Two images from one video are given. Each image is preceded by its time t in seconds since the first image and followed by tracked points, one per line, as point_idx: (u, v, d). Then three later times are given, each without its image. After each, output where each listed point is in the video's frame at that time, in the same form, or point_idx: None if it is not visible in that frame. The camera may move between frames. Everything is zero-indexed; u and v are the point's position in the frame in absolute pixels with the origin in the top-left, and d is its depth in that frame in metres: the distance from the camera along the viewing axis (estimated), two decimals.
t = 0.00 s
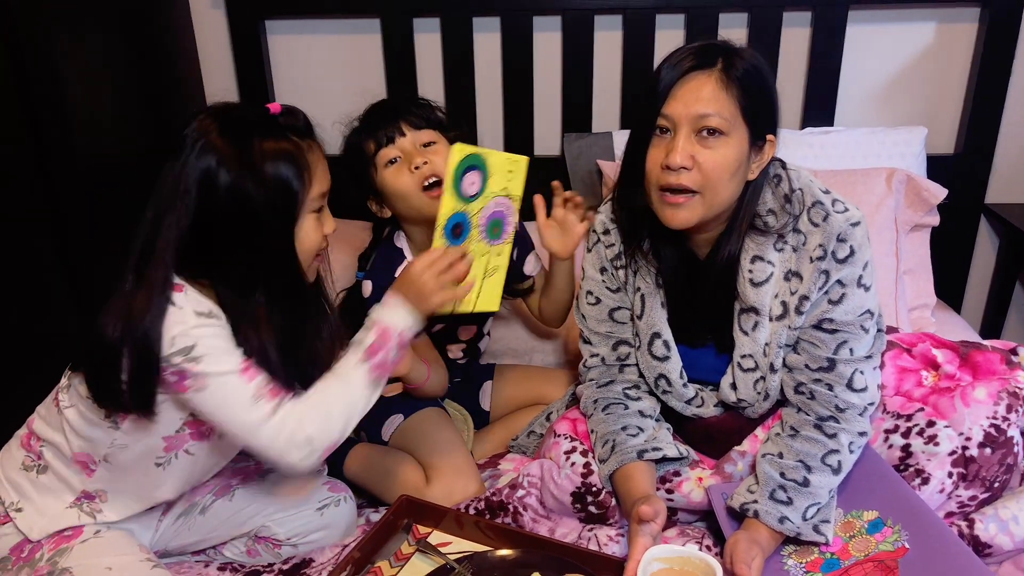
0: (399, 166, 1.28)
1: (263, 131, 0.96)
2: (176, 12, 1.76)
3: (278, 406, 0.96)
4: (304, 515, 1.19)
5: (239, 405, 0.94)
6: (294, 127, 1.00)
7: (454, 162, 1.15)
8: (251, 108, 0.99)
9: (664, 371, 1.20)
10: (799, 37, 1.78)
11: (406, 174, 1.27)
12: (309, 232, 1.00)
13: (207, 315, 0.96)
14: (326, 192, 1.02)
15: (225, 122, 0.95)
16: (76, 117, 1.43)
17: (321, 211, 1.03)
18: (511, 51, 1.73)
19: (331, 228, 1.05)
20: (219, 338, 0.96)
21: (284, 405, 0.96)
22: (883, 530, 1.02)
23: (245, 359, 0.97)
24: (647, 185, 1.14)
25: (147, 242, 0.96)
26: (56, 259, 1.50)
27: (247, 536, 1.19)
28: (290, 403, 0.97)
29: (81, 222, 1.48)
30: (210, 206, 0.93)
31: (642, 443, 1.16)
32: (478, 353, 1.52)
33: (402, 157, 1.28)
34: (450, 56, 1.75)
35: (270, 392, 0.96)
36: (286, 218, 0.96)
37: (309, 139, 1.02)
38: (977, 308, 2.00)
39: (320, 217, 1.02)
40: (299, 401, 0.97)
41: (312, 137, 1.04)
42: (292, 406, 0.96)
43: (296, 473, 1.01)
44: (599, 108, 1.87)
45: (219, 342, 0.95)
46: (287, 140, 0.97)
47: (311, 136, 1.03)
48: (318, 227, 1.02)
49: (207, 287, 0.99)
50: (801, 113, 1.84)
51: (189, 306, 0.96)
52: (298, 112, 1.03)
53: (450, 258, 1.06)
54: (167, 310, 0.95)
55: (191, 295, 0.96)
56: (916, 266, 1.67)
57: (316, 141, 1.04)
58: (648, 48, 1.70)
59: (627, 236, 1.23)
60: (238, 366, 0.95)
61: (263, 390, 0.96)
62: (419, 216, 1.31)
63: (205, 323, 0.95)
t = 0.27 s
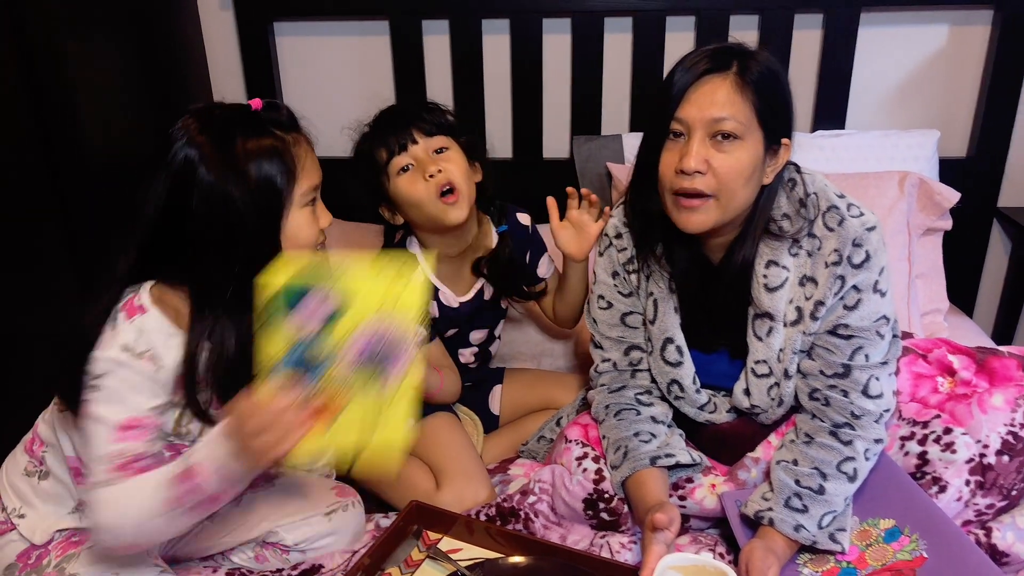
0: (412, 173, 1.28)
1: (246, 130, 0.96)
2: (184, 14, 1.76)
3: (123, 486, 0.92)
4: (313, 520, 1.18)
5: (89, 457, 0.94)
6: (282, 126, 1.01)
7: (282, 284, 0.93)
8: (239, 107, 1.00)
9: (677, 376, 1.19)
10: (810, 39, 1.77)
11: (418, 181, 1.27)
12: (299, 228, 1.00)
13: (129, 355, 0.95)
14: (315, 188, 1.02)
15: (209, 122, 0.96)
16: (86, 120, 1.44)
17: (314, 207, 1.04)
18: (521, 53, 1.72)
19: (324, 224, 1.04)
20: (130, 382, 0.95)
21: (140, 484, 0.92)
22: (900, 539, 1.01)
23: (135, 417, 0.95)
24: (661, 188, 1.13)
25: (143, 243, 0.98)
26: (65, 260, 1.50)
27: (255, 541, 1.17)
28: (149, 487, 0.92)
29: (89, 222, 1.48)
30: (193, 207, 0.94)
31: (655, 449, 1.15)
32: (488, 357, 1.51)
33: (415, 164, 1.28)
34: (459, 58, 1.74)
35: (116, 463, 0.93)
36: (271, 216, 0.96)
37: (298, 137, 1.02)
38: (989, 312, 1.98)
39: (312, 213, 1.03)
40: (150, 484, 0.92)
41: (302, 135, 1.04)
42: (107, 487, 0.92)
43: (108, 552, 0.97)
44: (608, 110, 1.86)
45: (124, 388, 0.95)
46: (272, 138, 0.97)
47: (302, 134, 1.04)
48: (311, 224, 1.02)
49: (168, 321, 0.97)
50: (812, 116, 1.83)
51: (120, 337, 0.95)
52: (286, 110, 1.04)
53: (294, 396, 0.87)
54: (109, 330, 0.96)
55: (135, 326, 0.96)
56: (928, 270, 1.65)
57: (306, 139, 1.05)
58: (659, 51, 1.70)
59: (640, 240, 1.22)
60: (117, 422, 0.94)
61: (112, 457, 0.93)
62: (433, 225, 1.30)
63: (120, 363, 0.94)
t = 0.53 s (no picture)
0: (423, 176, 1.27)
1: (239, 133, 0.93)
2: (192, 15, 1.75)
3: (46, 507, 0.95)
4: (320, 526, 1.16)
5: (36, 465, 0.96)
6: (283, 130, 0.97)
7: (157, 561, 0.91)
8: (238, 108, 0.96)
9: (690, 381, 1.18)
10: (822, 40, 1.75)
11: (431, 185, 1.26)
12: (289, 242, 0.96)
13: (88, 378, 0.94)
14: (310, 201, 0.98)
15: (207, 123, 0.93)
16: (94, 120, 1.43)
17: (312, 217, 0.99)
18: (530, 55, 1.71)
19: (319, 241, 1.00)
20: (85, 405, 0.94)
21: (53, 510, 0.95)
22: (919, 547, 0.99)
23: (82, 439, 0.95)
24: (674, 191, 1.12)
25: (134, 235, 0.98)
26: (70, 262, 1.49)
27: (262, 548, 1.17)
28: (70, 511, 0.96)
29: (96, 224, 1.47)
30: (183, 205, 0.91)
31: (669, 454, 1.14)
32: (497, 359, 1.51)
33: (425, 167, 1.27)
34: (467, 60, 1.73)
35: (52, 478, 0.95)
36: (259, 224, 0.92)
37: (296, 144, 0.98)
38: (1001, 316, 1.96)
39: (305, 227, 0.98)
40: (61, 512, 0.96)
41: (302, 143, 0.99)
42: (40, 508, 0.95)
43: None
44: (617, 113, 1.84)
45: (79, 409, 0.94)
46: (267, 144, 0.93)
47: (301, 142, 0.99)
48: (303, 238, 0.98)
49: (138, 345, 0.95)
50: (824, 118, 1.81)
51: (84, 357, 0.95)
52: (287, 114, 1.00)
53: None
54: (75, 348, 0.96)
55: (100, 347, 0.94)
56: (941, 273, 1.63)
57: (307, 147, 1.00)
58: (669, 52, 1.68)
59: (654, 243, 1.21)
60: (63, 439, 0.94)
61: (50, 472, 0.95)
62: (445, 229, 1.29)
63: (78, 384, 0.94)
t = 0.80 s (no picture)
0: (455, 177, 1.24)
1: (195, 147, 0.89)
2: (197, 12, 1.74)
3: (59, 501, 0.95)
4: (328, 526, 1.14)
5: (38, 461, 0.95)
6: (253, 155, 0.90)
7: None
8: (226, 121, 0.91)
9: (703, 380, 1.16)
10: (832, 37, 1.74)
11: (463, 189, 1.23)
12: (215, 270, 0.91)
13: (77, 366, 0.92)
14: (250, 239, 0.89)
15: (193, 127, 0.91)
16: (99, 117, 1.42)
17: (274, 252, 0.92)
18: (538, 52, 1.70)
19: (253, 283, 0.91)
20: (78, 394, 0.92)
21: (66, 502, 0.95)
22: (937, 549, 0.98)
23: (82, 427, 0.94)
24: (688, 188, 1.11)
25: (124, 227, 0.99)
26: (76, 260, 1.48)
27: (271, 548, 1.15)
28: (81, 502, 0.96)
29: (101, 222, 1.46)
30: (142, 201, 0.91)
31: (681, 455, 1.13)
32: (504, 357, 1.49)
33: (458, 169, 1.24)
34: (475, 57, 1.72)
35: (60, 472, 0.94)
36: (180, 240, 0.89)
37: (261, 176, 0.90)
38: (1012, 316, 1.94)
39: (240, 263, 0.91)
40: (74, 506, 0.95)
41: (275, 176, 0.91)
42: (54, 502, 0.95)
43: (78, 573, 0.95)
44: (625, 111, 1.83)
45: (73, 398, 0.92)
46: (217, 165, 0.88)
47: (272, 175, 0.91)
48: (233, 272, 0.91)
49: (123, 331, 0.93)
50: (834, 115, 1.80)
51: (71, 345, 0.92)
52: (274, 141, 0.92)
53: None
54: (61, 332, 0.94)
55: (86, 334, 0.92)
56: (953, 273, 1.61)
57: (281, 181, 0.92)
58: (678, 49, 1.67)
59: (665, 242, 1.19)
60: (63, 431, 0.93)
61: (56, 466, 0.94)
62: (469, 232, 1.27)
63: (69, 374, 0.92)
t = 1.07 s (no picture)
0: (484, 207, 1.21)
1: (178, 143, 0.89)
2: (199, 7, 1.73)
3: (33, 494, 0.93)
4: (329, 521, 1.14)
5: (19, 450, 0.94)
6: (232, 151, 0.88)
7: None
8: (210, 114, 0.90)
9: (711, 377, 1.15)
10: (839, 32, 1.72)
11: (483, 221, 1.21)
12: (197, 267, 0.90)
13: (60, 359, 0.91)
14: (231, 236, 0.88)
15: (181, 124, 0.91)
16: (102, 112, 1.41)
17: (260, 246, 0.90)
18: (542, 48, 1.69)
19: (238, 281, 0.90)
20: (60, 387, 0.91)
21: (41, 495, 0.93)
22: (948, 548, 0.96)
23: (62, 419, 0.92)
24: (696, 182, 1.10)
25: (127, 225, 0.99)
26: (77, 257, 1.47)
27: (271, 545, 1.14)
28: (56, 496, 0.94)
29: (102, 218, 1.45)
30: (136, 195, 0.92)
31: (688, 453, 1.11)
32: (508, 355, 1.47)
33: (490, 203, 1.21)
34: (479, 52, 1.71)
35: (38, 463, 0.93)
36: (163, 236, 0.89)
37: (241, 173, 0.89)
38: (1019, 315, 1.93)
39: (223, 260, 0.90)
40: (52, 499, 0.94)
41: (256, 173, 0.89)
42: (28, 493, 0.93)
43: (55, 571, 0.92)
44: (630, 107, 1.82)
45: (54, 390, 0.91)
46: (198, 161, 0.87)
47: (253, 172, 0.89)
48: (216, 270, 0.90)
49: (110, 326, 0.93)
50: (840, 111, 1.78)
51: (55, 337, 0.91)
52: (257, 135, 0.90)
53: None
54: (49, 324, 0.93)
55: (71, 327, 0.91)
56: (961, 270, 1.58)
57: (264, 177, 0.90)
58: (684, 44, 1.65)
59: (672, 237, 1.18)
60: (42, 422, 0.92)
61: (33, 457, 0.93)
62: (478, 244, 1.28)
63: (52, 366, 0.91)
